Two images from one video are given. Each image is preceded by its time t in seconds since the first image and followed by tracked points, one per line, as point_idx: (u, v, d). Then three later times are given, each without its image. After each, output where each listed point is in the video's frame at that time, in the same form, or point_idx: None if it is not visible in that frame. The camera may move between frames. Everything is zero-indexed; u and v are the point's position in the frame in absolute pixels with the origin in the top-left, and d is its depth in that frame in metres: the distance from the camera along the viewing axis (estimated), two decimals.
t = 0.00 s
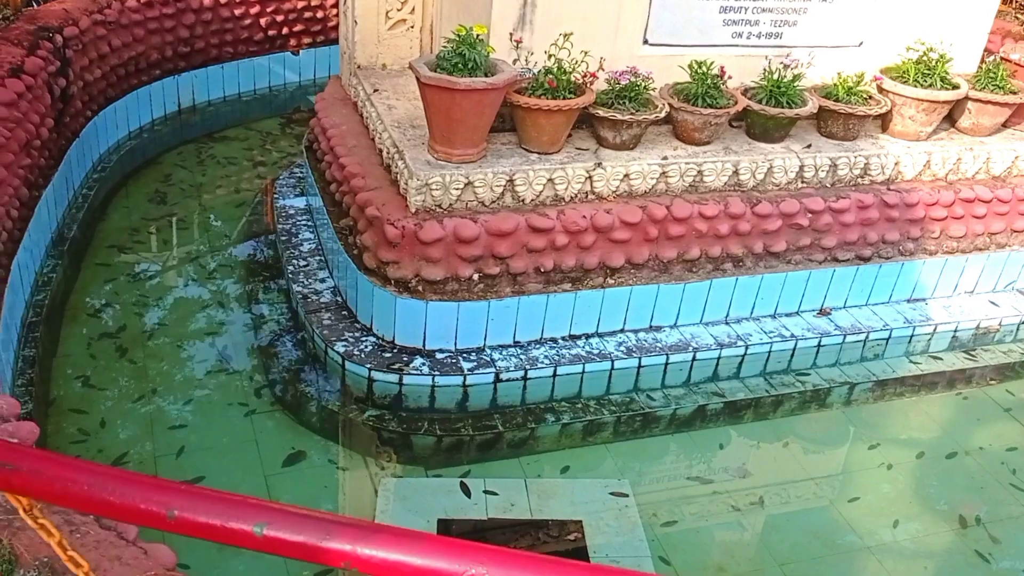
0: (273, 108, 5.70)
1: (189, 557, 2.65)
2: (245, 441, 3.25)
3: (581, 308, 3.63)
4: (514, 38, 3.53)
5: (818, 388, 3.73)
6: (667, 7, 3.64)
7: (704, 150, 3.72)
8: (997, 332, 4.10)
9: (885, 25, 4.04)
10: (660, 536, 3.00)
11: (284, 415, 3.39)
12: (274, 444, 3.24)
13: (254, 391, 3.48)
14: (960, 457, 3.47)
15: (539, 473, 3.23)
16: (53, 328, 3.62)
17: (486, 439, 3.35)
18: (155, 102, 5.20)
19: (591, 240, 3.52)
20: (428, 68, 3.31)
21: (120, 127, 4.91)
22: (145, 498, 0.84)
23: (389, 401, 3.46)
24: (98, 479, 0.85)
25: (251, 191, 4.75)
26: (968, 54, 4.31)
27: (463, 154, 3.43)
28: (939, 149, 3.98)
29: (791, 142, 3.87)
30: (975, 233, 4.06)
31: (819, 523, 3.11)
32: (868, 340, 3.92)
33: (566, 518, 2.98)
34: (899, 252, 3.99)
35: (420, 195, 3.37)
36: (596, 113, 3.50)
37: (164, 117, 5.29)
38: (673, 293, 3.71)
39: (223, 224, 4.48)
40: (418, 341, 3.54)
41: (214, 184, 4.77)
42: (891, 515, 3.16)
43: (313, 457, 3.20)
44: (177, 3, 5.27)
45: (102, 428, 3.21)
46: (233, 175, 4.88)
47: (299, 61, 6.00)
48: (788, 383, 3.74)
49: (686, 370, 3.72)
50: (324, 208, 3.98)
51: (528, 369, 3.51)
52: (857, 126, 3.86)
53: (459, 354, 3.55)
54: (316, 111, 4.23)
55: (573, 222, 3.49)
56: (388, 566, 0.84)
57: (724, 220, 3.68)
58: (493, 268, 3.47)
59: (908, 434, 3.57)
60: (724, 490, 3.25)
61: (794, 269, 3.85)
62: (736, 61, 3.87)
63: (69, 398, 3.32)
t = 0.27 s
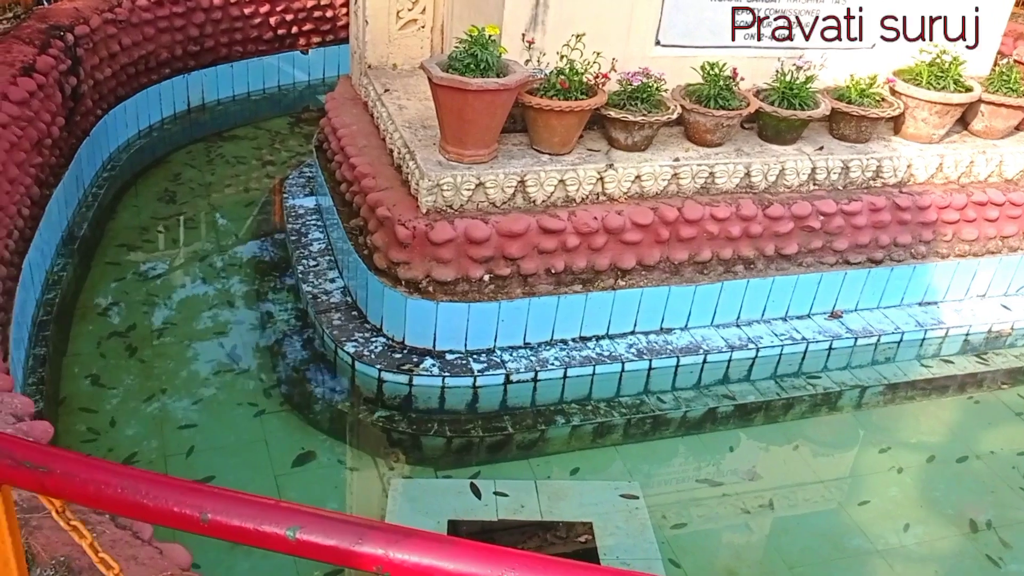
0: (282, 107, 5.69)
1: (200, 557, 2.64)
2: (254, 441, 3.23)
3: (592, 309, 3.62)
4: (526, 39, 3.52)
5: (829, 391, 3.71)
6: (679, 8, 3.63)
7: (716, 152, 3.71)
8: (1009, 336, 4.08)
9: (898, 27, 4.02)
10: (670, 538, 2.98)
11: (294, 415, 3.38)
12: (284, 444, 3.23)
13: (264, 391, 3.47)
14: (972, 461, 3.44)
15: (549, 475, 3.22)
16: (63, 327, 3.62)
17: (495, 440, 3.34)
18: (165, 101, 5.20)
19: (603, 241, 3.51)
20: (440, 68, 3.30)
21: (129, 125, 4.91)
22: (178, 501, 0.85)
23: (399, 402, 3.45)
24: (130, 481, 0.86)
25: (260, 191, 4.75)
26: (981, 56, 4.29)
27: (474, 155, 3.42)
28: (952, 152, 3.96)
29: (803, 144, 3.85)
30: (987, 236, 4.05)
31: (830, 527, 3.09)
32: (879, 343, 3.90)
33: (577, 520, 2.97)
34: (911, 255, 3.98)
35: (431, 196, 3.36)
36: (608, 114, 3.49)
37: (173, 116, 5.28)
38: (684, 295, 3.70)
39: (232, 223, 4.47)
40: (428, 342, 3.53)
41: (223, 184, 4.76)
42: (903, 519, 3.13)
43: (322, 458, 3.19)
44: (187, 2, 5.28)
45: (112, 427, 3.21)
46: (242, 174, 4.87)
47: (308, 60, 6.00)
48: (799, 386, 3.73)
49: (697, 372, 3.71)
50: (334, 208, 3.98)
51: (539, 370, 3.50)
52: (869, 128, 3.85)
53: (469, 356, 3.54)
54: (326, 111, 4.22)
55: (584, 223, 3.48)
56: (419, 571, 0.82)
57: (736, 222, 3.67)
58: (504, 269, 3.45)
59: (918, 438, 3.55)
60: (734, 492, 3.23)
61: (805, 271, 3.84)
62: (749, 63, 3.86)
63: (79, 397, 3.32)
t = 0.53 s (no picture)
0: (292, 109, 5.72)
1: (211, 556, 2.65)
2: (265, 441, 3.25)
3: (601, 311, 3.64)
4: (537, 42, 3.54)
5: (837, 395, 3.72)
6: (689, 12, 3.65)
7: (725, 155, 3.72)
8: (1018, 340, 4.09)
9: (908, 32, 4.03)
10: (679, 540, 2.99)
11: (304, 415, 3.40)
12: (294, 444, 3.25)
13: (274, 391, 3.49)
14: (980, 465, 3.45)
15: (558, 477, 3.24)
16: (76, 326, 3.65)
17: (505, 442, 3.36)
18: (176, 103, 5.24)
19: (612, 244, 3.53)
20: (451, 71, 3.32)
21: (141, 127, 4.95)
22: (208, 503, 0.85)
23: (408, 403, 3.46)
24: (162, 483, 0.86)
25: (270, 192, 4.77)
26: (991, 60, 4.30)
27: (485, 158, 3.43)
28: (961, 156, 3.97)
29: (812, 148, 3.87)
30: (995, 241, 4.06)
31: (838, 530, 3.10)
32: (888, 347, 3.91)
33: (586, 521, 2.98)
34: (920, 259, 3.99)
35: (442, 198, 3.38)
36: (618, 118, 3.51)
37: (185, 117, 5.32)
38: (693, 298, 3.71)
39: (242, 223, 4.50)
40: (438, 344, 3.55)
41: (234, 185, 4.79)
42: (911, 523, 3.14)
43: (332, 458, 3.21)
44: (199, 5, 5.31)
45: (125, 426, 3.23)
46: (252, 175, 4.90)
47: (318, 62, 6.02)
48: (807, 390, 3.73)
49: (705, 375, 3.72)
50: (345, 210, 4.00)
51: (548, 372, 3.51)
52: (878, 132, 3.86)
53: (479, 357, 3.55)
54: (337, 113, 4.25)
55: (594, 226, 3.49)
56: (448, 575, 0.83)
57: (745, 226, 3.68)
58: (514, 271, 3.47)
59: (925, 441, 3.55)
60: (743, 495, 3.24)
61: (814, 275, 3.85)
62: (759, 67, 3.87)
63: (91, 396, 3.34)
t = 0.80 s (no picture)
0: (301, 112, 5.73)
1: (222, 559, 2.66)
2: (274, 443, 3.25)
3: (610, 315, 3.64)
4: (547, 47, 3.55)
5: (846, 400, 3.71)
6: (700, 17, 3.65)
7: (735, 159, 3.72)
8: None
9: (918, 37, 4.03)
10: (688, 545, 2.99)
11: (313, 417, 3.40)
12: (303, 447, 3.25)
13: (283, 394, 3.49)
14: (990, 471, 3.44)
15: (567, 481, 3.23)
16: (86, 328, 3.66)
17: (514, 445, 3.35)
18: (186, 105, 5.25)
19: (622, 248, 3.53)
20: (462, 75, 3.33)
21: (151, 129, 4.97)
22: (236, 508, 0.85)
23: (418, 406, 3.46)
24: (191, 488, 0.86)
25: (279, 194, 4.78)
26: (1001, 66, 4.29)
27: (495, 161, 3.44)
28: (971, 161, 3.97)
29: (822, 153, 3.87)
30: (1005, 246, 4.05)
31: (847, 535, 3.09)
32: (897, 352, 3.91)
33: (596, 525, 2.98)
34: (929, 264, 3.99)
35: (452, 202, 3.39)
36: (627, 122, 3.51)
37: (195, 120, 5.34)
38: (702, 302, 3.71)
39: (250, 226, 4.51)
40: (447, 347, 3.55)
41: (243, 187, 4.80)
42: (921, 528, 3.13)
43: (341, 461, 3.21)
44: (210, 7, 5.31)
45: (135, 428, 3.24)
46: (261, 178, 4.91)
47: (327, 65, 6.03)
48: (816, 394, 3.73)
49: (714, 379, 3.71)
50: (354, 213, 4.01)
51: (557, 376, 3.51)
52: (888, 137, 3.86)
53: (488, 360, 3.55)
54: (347, 117, 4.26)
55: (604, 230, 3.49)
56: None
57: (754, 230, 3.68)
58: (523, 275, 3.47)
59: (934, 446, 3.54)
60: (752, 500, 3.23)
61: (823, 279, 3.85)
62: (769, 72, 3.87)
63: (101, 397, 3.35)
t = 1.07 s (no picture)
0: (310, 117, 5.75)
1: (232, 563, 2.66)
2: (284, 447, 3.25)
3: (620, 321, 3.64)
4: (558, 52, 3.55)
5: (856, 406, 3.70)
6: (710, 22, 3.65)
7: (745, 165, 3.72)
8: None
9: (929, 42, 4.03)
10: (698, 551, 2.98)
11: (322, 421, 3.40)
12: (313, 451, 3.25)
13: (293, 398, 3.49)
14: (1001, 478, 3.42)
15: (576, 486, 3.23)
16: (97, 332, 3.66)
17: (523, 450, 3.35)
18: (196, 110, 5.27)
19: (632, 253, 3.53)
20: (473, 81, 3.34)
21: (161, 133, 4.99)
22: (264, 516, 0.86)
23: (427, 410, 3.46)
24: (220, 496, 0.87)
25: (288, 199, 4.79)
26: (1012, 72, 4.28)
27: (505, 166, 3.44)
28: (982, 167, 3.96)
29: (832, 158, 3.86)
30: (1016, 252, 4.04)
31: (857, 542, 3.08)
32: (907, 358, 3.90)
33: (606, 531, 2.97)
34: (940, 270, 3.98)
35: (462, 206, 3.39)
36: (637, 127, 3.51)
37: (205, 124, 5.36)
38: (712, 307, 3.71)
39: (259, 230, 4.52)
40: (457, 352, 3.55)
41: (252, 191, 4.81)
42: (932, 535, 3.12)
43: (351, 465, 3.21)
44: (220, 12, 5.33)
45: (146, 432, 3.25)
46: (270, 182, 4.92)
47: (337, 70, 6.05)
48: (826, 400, 3.72)
49: (724, 385, 3.71)
50: (364, 217, 4.02)
51: (567, 381, 3.51)
52: (898, 143, 3.85)
53: (498, 365, 3.56)
54: (356, 122, 4.27)
55: (614, 235, 3.49)
56: None
57: (764, 236, 3.67)
58: (533, 280, 3.47)
59: (944, 453, 3.53)
60: (761, 506, 3.22)
61: (833, 285, 3.84)
62: (779, 77, 3.88)
63: (112, 401, 3.36)
